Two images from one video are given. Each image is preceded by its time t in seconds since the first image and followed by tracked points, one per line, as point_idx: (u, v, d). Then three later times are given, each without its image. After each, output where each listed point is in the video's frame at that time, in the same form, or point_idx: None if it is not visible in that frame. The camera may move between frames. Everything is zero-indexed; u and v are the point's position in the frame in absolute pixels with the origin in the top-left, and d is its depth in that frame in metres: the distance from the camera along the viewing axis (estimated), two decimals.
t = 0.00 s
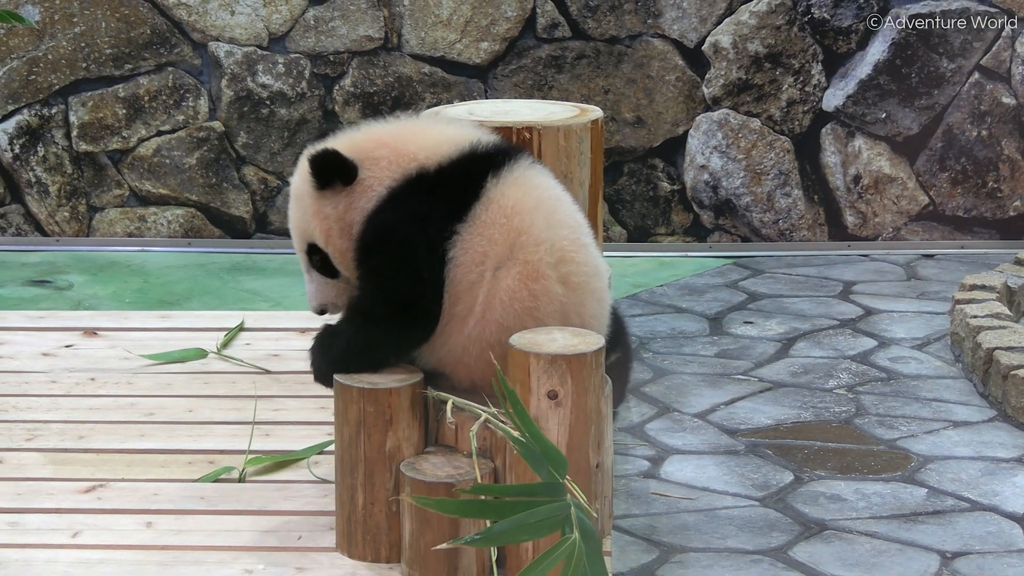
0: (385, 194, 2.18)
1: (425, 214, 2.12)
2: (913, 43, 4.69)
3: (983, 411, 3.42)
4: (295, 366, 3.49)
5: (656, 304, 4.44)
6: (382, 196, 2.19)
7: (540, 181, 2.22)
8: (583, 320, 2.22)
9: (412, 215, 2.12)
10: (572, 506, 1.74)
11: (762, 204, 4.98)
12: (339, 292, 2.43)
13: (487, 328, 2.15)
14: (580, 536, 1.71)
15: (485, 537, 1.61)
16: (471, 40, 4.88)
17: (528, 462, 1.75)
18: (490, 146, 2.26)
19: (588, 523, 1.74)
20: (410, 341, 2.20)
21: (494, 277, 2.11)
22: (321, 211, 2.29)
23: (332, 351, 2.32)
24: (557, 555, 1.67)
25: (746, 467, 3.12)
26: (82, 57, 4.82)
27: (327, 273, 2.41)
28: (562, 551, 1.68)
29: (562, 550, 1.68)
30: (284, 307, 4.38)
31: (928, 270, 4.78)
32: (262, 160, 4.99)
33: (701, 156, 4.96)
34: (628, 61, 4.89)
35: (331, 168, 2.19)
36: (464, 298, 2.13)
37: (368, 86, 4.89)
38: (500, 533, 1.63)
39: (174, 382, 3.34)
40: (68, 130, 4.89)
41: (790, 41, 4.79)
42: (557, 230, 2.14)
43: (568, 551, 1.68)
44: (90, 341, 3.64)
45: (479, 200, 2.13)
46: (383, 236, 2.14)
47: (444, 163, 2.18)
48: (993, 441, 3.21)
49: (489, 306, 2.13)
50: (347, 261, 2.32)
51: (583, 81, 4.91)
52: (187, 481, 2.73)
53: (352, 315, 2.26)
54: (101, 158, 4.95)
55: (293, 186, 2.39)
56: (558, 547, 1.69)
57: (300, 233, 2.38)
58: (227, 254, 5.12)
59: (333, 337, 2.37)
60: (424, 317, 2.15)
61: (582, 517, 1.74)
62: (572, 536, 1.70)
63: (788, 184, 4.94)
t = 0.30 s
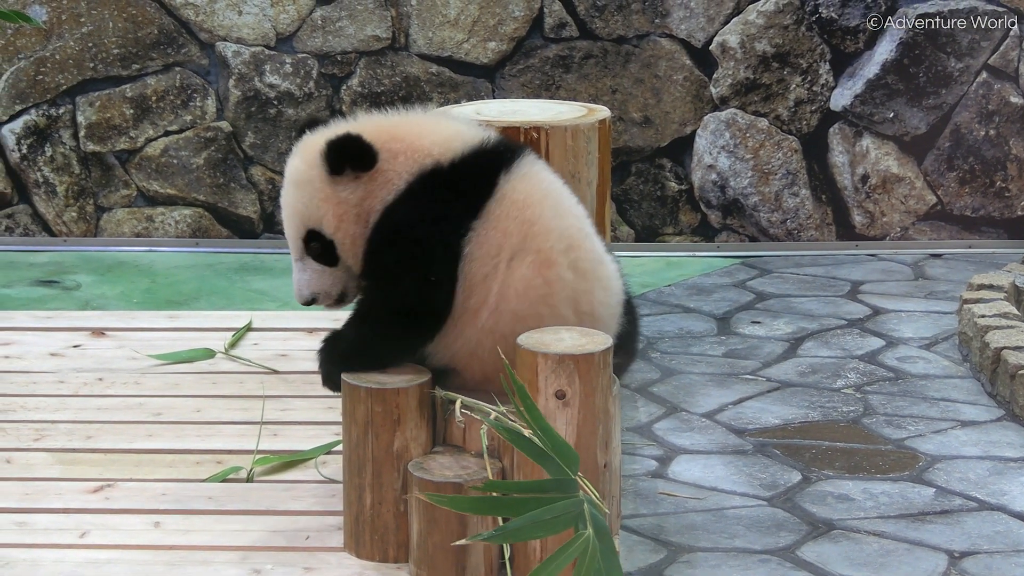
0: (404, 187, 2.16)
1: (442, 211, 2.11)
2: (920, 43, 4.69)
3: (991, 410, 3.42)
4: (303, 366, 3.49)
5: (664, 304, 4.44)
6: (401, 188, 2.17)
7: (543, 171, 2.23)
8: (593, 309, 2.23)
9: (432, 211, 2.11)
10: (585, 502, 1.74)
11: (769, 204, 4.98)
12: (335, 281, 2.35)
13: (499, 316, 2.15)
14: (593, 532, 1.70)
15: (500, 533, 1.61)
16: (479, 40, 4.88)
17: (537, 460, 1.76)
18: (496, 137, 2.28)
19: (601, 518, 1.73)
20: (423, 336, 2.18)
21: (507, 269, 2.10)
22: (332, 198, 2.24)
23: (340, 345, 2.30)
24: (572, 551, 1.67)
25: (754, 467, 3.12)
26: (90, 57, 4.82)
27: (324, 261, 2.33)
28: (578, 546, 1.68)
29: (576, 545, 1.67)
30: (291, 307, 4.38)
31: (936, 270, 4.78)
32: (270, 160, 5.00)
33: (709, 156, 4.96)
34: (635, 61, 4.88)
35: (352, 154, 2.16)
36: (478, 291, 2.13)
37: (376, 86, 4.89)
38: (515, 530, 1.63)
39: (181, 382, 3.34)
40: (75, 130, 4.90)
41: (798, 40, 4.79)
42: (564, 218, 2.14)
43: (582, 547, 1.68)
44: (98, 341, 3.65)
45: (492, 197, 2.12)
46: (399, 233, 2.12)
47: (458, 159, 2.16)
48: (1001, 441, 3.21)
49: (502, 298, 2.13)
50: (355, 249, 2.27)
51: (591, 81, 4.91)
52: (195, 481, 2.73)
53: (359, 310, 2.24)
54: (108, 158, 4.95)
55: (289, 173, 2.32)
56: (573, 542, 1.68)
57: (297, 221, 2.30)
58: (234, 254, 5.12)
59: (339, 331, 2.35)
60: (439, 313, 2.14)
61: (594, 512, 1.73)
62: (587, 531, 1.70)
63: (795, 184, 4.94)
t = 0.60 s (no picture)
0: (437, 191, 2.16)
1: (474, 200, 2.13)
2: (926, 43, 4.69)
3: (997, 410, 3.42)
4: (310, 366, 3.49)
5: (669, 304, 4.44)
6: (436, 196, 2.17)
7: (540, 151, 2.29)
8: (610, 304, 2.24)
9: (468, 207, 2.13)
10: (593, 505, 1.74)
11: (775, 204, 4.98)
12: (353, 285, 2.31)
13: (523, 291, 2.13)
14: (602, 537, 1.70)
15: (509, 539, 1.61)
16: (485, 40, 4.88)
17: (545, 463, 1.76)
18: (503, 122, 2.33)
19: (610, 521, 1.73)
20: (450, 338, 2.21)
21: (534, 233, 2.12)
22: (363, 206, 2.20)
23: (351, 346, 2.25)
24: (583, 555, 1.67)
25: (759, 467, 3.12)
26: (96, 57, 4.82)
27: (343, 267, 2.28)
28: (587, 552, 1.68)
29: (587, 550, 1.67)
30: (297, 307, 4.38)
31: (941, 270, 4.78)
32: (275, 160, 5.01)
33: (714, 156, 4.97)
34: (641, 61, 4.89)
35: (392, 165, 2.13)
36: (505, 258, 2.11)
37: (381, 86, 4.89)
38: (524, 535, 1.63)
39: (187, 382, 3.34)
40: (81, 131, 4.90)
41: (803, 41, 4.79)
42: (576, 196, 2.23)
43: (590, 552, 1.67)
44: (103, 342, 3.65)
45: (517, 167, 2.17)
46: (436, 235, 2.14)
47: (483, 142, 2.21)
48: (1007, 441, 3.21)
49: (527, 268, 2.11)
50: (381, 257, 2.25)
51: (596, 81, 4.91)
52: (201, 481, 2.73)
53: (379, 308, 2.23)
54: (114, 158, 4.96)
55: (308, 178, 2.22)
56: (583, 546, 1.68)
57: (318, 229, 2.22)
58: (240, 254, 5.12)
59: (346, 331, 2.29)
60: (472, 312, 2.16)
61: (606, 518, 1.73)
62: (597, 534, 1.70)
63: (801, 184, 4.94)
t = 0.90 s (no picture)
0: (475, 169, 2.24)
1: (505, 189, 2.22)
2: (928, 45, 4.70)
3: (999, 411, 3.42)
4: (312, 366, 3.49)
5: (672, 305, 4.44)
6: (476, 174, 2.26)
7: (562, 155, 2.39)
8: (635, 304, 2.30)
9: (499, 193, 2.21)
10: (590, 502, 1.74)
11: (777, 204, 4.98)
12: (387, 259, 2.32)
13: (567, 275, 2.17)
14: (598, 533, 1.70)
15: (504, 531, 1.61)
16: (487, 40, 4.88)
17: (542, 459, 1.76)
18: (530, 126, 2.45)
19: (607, 519, 1.74)
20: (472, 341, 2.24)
21: (568, 221, 2.20)
22: (407, 175, 2.26)
23: (366, 344, 2.24)
24: (579, 551, 1.67)
25: (761, 468, 3.13)
26: (98, 57, 4.82)
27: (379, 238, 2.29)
28: (583, 546, 1.68)
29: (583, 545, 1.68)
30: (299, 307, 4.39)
31: (943, 271, 4.78)
32: (278, 160, 5.01)
33: (717, 157, 4.97)
34: (644, 62, 4.89)
35: (441, 135, 2.22)
36: (542, 241, 2.17)
37: (385, 86, 4.88)
38: (522, 527, 1.63)
39: (188, 382, 3.33)
40: (83, 131, 4.89)
41: (806, 41, 4.80)
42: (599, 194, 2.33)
43: (587, 547, 1.68)
44: (105, 342, 3.65)
45: (550, 162, 2.27)
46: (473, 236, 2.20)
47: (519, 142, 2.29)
48: (1008, 442, 3.21)
49: (568, 249, 2.17)
50: (418, 229, 2.31)
51: (599, 82, 4.91)
52: (203, 481, 2.73)
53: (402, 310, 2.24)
54: (116, 158, 4.95)
55: (354, 145, 2.27)
56: (579, 542, 1.69)
57: (362, 194, 2.25)
58: (242, 254, 5.12)
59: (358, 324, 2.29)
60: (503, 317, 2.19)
61: (601, 514, 1.74)
62: (593, 531, 1.71)
63: (803, 185, 4.94)
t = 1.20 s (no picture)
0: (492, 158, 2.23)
1: (511, 183, 2.22)
2: (927, 44, 4.70)
3: (998, 411, 3.42)
4: (311, 366, 3.49)
5: (670, 305, 4.44)
6: (493, 155, 2.23)
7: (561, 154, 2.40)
8: (632, 305, 2.35)
9: (507, 183, 2.21)
10: (589, 502, 1.74)
11: (775, 204, 4.98)
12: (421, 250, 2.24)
13: (571, 279, 2.19)
14: (598, 534, 1.70)
15: (503, 535, 1.61)
16: (485, 40, 4.88)
17: (540, 460, 1.76)
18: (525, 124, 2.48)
19: (606, 520, 1.74)
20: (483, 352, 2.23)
21: (565, 226, 2.22)
22: (430, 161, 2.21)
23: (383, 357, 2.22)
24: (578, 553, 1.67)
25: (760, 468, 3.13)
26: (97, 57, 4.81)
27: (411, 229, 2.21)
28: (583, 548, 1.68)
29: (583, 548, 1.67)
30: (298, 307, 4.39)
31: (942, 271, 4.79)
32: (276, 160, 5.00)
33: (715, 157, 4.97)
34: (642, 62, 4.89)
35: (456, 114, 2.19)
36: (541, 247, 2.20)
37: (383, 86, 4.88)
38: (521, 530, 1.63)
39: (187, 382, 3.33)
40: (82, 131, 4.89)
41: (805, 41, 4.79)
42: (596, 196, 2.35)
43: (586, 549, 1.68)
44: (104, 342, 3.65)
45: (551, 161, 2.29)
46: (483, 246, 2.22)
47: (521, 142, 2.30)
48: (1007, 442, 3.21)
49: (569, 253, 2.20)
50: (450, 215, 2.24)
51: (597, 82, 4.91)
52: (202, 481, 2.73)
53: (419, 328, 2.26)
54: (115, 158, 4.95)
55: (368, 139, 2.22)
56: (578, 544, 1.69)
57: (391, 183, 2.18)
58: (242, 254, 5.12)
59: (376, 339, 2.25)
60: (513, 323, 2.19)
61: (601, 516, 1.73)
62: (592, 532, 1.70)
63: (802, 184, 4.94)
